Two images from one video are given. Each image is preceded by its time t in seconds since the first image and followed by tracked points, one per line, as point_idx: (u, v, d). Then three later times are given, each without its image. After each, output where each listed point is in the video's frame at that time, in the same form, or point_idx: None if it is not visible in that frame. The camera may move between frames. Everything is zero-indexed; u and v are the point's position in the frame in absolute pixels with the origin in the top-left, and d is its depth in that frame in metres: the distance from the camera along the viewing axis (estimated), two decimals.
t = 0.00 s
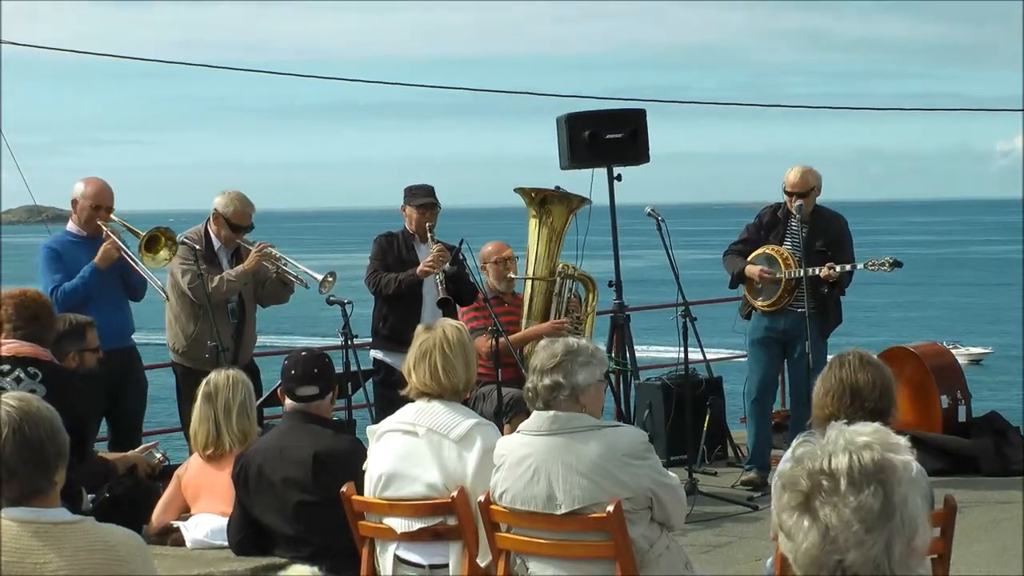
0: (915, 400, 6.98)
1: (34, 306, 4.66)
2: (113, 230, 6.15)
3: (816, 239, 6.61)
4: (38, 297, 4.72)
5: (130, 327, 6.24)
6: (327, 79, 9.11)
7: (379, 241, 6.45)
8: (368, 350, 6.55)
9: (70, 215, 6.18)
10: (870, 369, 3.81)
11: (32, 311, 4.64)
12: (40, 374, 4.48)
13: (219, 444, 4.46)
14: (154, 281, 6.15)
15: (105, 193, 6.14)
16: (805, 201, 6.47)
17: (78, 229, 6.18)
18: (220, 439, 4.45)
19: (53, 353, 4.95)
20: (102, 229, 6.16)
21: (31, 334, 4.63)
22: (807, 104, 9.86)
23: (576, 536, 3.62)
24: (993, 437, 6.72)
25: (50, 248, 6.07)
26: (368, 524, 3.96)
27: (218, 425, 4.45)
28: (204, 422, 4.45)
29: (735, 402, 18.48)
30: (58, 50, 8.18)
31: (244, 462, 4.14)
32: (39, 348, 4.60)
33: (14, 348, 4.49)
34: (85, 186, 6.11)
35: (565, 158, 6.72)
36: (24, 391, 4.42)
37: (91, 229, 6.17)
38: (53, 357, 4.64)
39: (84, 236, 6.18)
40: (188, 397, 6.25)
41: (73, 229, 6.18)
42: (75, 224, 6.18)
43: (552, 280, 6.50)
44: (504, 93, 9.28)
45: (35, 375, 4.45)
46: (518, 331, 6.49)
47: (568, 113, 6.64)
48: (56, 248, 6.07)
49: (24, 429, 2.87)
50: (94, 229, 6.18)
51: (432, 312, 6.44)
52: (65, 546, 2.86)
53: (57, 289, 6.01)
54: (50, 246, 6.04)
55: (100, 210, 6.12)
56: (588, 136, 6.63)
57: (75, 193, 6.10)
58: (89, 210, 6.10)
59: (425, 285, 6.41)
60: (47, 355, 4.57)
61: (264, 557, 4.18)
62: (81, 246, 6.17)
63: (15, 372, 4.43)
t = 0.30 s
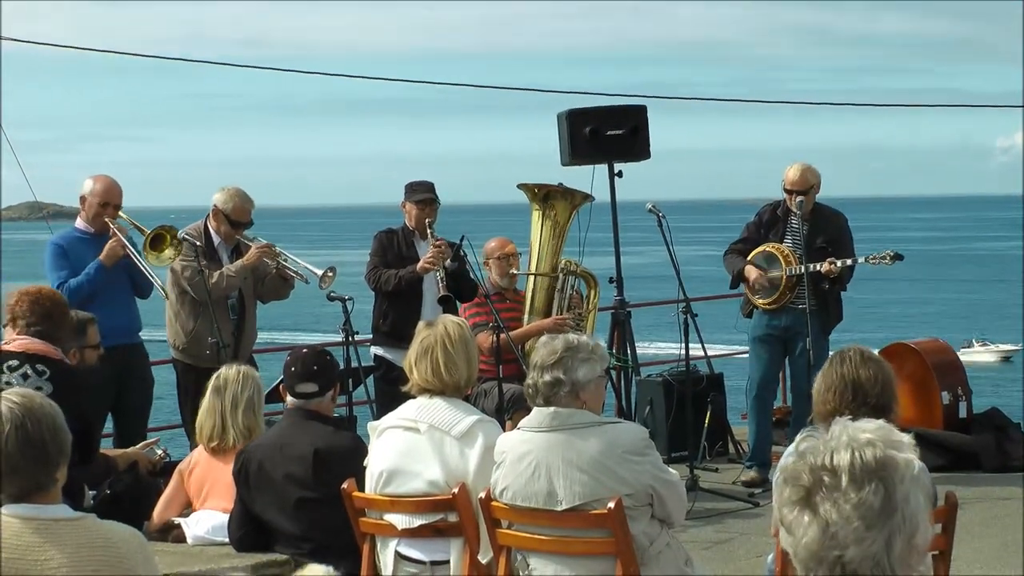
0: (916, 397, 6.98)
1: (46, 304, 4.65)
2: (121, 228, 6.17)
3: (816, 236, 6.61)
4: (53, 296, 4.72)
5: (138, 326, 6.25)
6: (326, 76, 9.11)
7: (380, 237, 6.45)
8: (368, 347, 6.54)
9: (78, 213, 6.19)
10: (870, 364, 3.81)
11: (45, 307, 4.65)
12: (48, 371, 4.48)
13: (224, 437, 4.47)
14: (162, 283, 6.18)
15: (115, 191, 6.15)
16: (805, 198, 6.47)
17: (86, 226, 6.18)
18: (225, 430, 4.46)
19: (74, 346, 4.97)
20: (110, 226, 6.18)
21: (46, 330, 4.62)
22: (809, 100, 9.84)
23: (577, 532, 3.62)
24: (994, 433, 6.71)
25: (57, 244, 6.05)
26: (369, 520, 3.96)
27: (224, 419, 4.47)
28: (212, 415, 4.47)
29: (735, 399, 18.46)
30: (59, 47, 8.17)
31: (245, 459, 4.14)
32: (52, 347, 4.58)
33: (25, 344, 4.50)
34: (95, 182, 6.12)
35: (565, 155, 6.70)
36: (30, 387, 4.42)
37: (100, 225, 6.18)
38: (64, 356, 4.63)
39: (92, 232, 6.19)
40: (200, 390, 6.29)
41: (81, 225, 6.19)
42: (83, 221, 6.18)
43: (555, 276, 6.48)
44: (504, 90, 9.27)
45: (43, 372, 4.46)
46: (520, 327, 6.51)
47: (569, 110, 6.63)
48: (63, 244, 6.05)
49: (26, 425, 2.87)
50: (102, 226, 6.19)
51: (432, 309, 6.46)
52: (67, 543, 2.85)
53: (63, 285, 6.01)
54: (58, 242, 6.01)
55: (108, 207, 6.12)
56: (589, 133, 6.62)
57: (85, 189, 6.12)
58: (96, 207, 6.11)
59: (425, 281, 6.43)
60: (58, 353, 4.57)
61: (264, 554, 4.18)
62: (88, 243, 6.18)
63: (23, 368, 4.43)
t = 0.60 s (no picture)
0: (916, 397, 6.98)
1: (49, 305, 4.62)
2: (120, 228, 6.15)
3: (816, 233, 6.60)
4: (58, 296, 4.70)
5: (138, 326, 6.24)
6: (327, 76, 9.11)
7: (380, 237, 6.45)
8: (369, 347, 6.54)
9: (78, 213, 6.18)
10: (872, 365, 3.81)
11: (50, 308, 4.62)
12: (51, 371, 4.52)
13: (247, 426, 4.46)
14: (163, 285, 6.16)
15: (114, 191, 6.12)
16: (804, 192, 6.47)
17: (86, 226, 6.16)
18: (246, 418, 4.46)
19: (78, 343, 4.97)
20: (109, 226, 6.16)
21: (49, 331, 4.61)
22: (810, 101, 9.83)
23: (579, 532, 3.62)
24: (995, 433, 6.70)
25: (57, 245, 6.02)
26: (370, 520, 3.95)
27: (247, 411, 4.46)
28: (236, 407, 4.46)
29: (734, 399, 18.46)
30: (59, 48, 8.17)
31: (245, 459, 4.14)
32: (54, 348, 4.59)
33: (28, 344, 4.51)
34: (94, 183, 6.09)
35: (566, 155, 6.71)
36: (32, 387, 4.45)
37: (99, 226, 6.17)
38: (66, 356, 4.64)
39: (91, 232, 6.18)
40: (203, 390, 6.28)
41: (81, 226, 6.17)
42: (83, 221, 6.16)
43: (557, 276, 6.48)
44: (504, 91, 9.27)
45: (44, 372, 4.48)
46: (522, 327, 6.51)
47: (570, 110, 6.63)
48: (64, 245, 6.03)
49: (28, 424, 2.87)
50: (101, 226, 6.17)
51: (432, 309, 6.45)
52: (68, 543, 2.85)
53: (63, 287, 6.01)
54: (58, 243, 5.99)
55: (107, 207, 6.10)
56: (590, 133, 6.62)
57: (84, 189, 6.09)
58: (96, 208, 6.10)
59: (425, 282, 6.43)
60: (61, 352, 4.59)
61: (264, 554, 4.18)
62: (89, 244, 6.17)
63: (25, 367, 4.46)
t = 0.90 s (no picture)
0: (919, 399, 6.98)
1: (44, 305, 4.66)
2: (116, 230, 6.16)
3: (821, 234, 6.60)
4: (50, 295, 4.73)
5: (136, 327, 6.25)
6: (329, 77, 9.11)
7: (383, 238, 6.44)
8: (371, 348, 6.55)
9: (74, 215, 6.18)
10: (874, 367, 3.82)
11: (43, 309, 4.65)
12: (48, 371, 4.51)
13: (251, 424, 4.47)
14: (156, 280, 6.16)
15: (109, 193, 6.12)
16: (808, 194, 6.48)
17: (82, 228, 6.17)
18: (252, 417, 4.47)
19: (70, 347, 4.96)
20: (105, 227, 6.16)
21: (44, 332, 4.63)
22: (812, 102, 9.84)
23: (581, 533, 3.62)
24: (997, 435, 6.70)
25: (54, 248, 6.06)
26: (373, 522, 3.96)
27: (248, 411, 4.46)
28: (236, 406, 4.46)
29: (737, 401, 18.46)
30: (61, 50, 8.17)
31: (247, 460, 4.14)
32: (49, 347, 4.61)
33: (24, 346, 4.53)
34: (88, 185, 6.09)
35: (568, 156, 6.72)
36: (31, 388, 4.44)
37: (94, 227, 6.17)
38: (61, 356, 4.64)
39: (87, 234, 6.18)
40: (201, 391, 6.27)
41: (76, 228, 6.17)
42: (79, 223, 6.16)
43: (558, 278, 6.49)
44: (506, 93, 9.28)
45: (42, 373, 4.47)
46: (523, 329, 6.52)
47: (572, 112, 6.63)
48: (61, 248, 6.06)
49: (31, 425, 2.88)
50: (97, 228, 6.17)
51: (435, 311, 6.46)
52: (70, 544, 2.86)
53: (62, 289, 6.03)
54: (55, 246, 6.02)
55: (103, 209, 6.10)
56: (592, 134, 6.62)
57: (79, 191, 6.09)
58: (91, 209, 6.09)
59: (428, 283, 6.43)
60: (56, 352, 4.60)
61: (267, 555, 4.18)
62: (85, 245, 6.17)
63: (23, 369, 4.45)
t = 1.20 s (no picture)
0: (920, 401, 6.98)
1: (33, 308, 4.65)
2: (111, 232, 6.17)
3: (822, 239, 6.60)
4: (35, 295, 4.71)
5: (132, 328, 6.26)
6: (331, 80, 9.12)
7: (384, 241, 6.45)
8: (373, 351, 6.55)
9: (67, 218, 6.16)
10: (875, 369, 3.82)
11: (30, 312, 4.64)
12: (40, 373, 4.48)
13: (252, 425, 4.48)
14: (152, 280, 6.14)
15: (102, 195, 6.12)
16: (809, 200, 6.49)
17: (76, 231, 6.15)
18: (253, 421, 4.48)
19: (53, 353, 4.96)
20: (99, 230, 6.16)
21: (30, 334, 4.62)
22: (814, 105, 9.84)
23: (582, 536, 3.63)
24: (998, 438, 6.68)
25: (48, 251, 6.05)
26: (374, 524, 3.96)
27: (246, 414, 4.48)
28: (234, 408, 4.48)
29: (738, 404, 18.45)
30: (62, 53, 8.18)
31: (249, 462, 4.15)
32: (38, 348, 4.60)
33: (13, 349, 4.50)
34: (81, 187, 6.09)
35: (569, 159, 6.72)
36: (24, 391, 4.43)
37: (88, 230, 6.15)
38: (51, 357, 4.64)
39: (82, 237, 6.17)
40: (201, 393, 6.27)
41: (70, 230, 6.16)
42: (72, 225, 6.14)
43: (555, 281, 6.50)
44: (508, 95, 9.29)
45: (34, 374, 4.45)
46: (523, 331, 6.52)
47: (573, 114, 6.65)
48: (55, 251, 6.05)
49: (32, 427, 2.88)
50: (91, 230, 6.16)
51: (436, 314, 6.47)
52: (71, 546, 2.86)
53: (59, 293, 6.03)
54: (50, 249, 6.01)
55: (97, 211, 6.10)
56: (593, 137, 6.63)
57: (72, 194, 6.09)
58: (85, 212, 6.09)
59: (429, 286, 6.44)
60: (44, 352, 4.58)
61: (269, 558, 4.19)
62: (79, 248, 6.15)
63: (15, 373, 4.42)
